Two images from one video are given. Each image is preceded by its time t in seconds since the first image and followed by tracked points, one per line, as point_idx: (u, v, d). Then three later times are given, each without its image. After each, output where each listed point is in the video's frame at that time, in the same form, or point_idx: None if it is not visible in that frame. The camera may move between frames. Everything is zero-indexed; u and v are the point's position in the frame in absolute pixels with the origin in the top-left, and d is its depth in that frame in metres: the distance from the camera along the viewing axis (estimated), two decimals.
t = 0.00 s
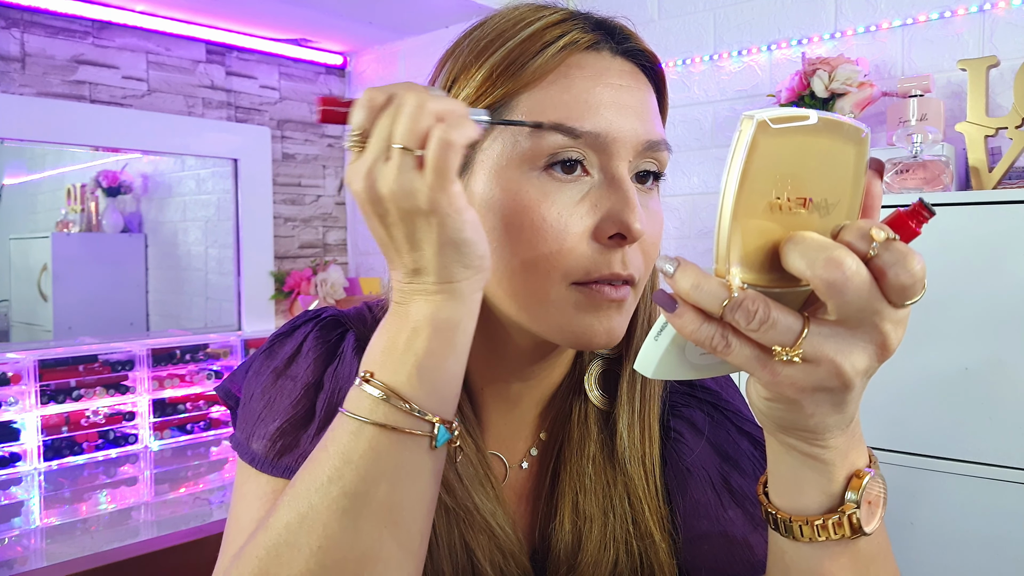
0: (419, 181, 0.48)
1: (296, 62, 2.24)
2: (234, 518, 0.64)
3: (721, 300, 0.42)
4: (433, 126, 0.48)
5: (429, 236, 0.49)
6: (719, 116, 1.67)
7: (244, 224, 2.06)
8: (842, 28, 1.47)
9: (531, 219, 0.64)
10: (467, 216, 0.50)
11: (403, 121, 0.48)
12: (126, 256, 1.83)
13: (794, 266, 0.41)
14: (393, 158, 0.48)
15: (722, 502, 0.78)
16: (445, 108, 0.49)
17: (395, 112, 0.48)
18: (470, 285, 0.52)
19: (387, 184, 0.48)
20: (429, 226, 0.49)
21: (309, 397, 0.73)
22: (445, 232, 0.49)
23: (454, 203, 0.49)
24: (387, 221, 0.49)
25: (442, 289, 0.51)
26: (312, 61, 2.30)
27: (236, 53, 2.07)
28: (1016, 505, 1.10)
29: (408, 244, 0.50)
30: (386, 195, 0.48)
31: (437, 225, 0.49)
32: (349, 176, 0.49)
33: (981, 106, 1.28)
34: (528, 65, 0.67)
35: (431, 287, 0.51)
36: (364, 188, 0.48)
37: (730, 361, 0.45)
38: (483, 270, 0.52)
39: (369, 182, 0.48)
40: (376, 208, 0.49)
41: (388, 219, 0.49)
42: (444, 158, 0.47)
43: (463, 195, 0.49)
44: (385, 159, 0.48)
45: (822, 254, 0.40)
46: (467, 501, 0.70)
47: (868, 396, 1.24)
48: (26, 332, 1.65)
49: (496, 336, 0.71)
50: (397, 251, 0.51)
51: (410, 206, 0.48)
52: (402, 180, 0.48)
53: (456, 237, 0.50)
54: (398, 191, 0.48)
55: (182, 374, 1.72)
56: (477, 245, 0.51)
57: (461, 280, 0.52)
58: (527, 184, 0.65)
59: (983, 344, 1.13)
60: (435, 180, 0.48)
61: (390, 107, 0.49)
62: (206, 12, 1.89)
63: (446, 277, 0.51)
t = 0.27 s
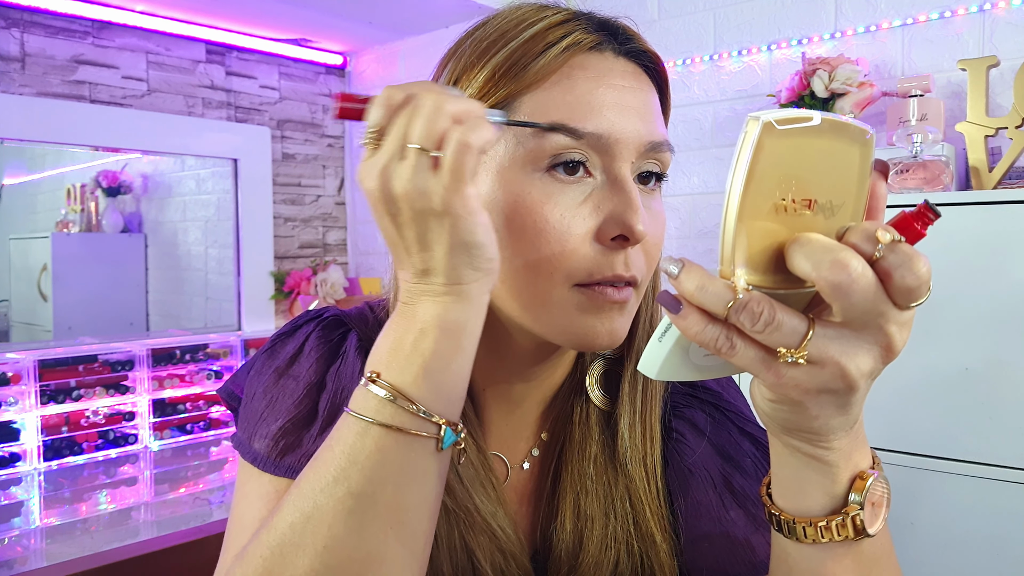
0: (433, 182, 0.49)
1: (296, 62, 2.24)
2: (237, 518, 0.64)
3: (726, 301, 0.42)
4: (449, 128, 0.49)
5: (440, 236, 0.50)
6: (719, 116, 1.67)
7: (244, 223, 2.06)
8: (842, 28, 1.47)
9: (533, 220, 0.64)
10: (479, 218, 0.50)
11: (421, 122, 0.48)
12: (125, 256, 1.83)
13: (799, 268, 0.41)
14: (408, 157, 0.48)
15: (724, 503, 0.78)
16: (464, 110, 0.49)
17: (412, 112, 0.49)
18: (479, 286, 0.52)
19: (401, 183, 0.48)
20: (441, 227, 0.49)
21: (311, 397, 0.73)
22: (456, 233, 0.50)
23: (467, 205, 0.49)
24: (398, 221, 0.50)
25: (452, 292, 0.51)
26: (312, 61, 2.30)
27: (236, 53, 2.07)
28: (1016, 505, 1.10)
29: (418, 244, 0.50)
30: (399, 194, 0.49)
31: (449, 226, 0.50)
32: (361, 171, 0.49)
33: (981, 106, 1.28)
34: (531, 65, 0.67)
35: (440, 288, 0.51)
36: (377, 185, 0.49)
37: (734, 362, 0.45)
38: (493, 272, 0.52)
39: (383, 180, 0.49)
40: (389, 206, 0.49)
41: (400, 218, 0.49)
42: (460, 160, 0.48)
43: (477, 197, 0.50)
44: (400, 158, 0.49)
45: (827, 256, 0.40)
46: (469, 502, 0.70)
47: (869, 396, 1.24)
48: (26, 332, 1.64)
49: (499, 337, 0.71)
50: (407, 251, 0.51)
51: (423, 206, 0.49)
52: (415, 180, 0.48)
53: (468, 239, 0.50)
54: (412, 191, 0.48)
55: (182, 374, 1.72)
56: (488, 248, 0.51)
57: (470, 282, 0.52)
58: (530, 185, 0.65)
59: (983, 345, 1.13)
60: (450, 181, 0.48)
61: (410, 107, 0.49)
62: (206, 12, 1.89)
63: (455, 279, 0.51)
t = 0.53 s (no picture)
0: (438, 185, 0.49)
1: (296, 62, 2.24)
2: (240, 519, 0.64)
3: (728, 302, 0.42)
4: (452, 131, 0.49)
5: (446, 240, 0.50)
6: (719, 115, 1.67)
7: (244, 223, 2.06)
8: (842, 28, 1.47)
9: (532, 219, 0.64)
10: (484, 221, 0.50)
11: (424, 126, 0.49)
12: (125, 256, 1.82)
13: (802, 268, 0.41)
14: (413, 162, 0.49)
15: (724, 502, 0.78)
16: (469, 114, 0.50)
17: (418, 117, 0.50)
18: (487, 291, 0.52)
19: (406, 189, 0.49)
20: (447, 229, 0.49)
21: (313, 399, 0.73)
22: (462, 234, 0.50)
23: (471, 208, 0.49)
24: (405, 224, 0.50)
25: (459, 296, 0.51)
26: (312, 61, 2.30)
27: (236, 53, 2.07)
28: (1016, 505, 1.10)
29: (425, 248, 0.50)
30: (404, 200, 0.49)
31: (455, 229, 0.50)
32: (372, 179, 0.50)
33: (981, 106, 1.28)
34: (533, 65, 0.67)
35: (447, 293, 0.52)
36: (386, 192, 0.49)
37: (737, 362, 0.45)
38: (500, 276, 0.53)
39: (390, 187, 0.49)
40: (396, 212, 0.50)
41: (407, 222, 0.50)
42: (462, 162, 0.48)
43: (482, 199, 0.50)
44: (406, 164, 0.49)
45: (830, 256, 0.40)
46: (469, 500, 0.70)
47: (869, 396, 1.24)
48: (25, 332, 1.64)
49: (500, 338, 0.71)
50: (416, 257, 0.51)
51: (428, 210, 0.49)
52: (420, 184, 0.49)
53: (474, 242, 0.50)
54: (416, 195, 0.48)
55: (182, 374, 1.72)
56: (494, 252, 0.51)
57: (477, 287, 0.52)
58: (529, 184, 0.65)
59: (984, 345, 1.13)
60: (453, 183, 0.49)
61: (416, 113, 0.50)
62: (206, 12, 1.89)
63: (462, 283, 0.52)
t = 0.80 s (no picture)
0: (440, 183, 0.51)
1: (296, 62, 2.24)
2: (240, 520, 0.64)
3: (725, 301, 0.42)
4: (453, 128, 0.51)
5: (451, 237, 0.52)
6: (719, 116, 1.67)
7: (244, 223, 2.06)
8: (842, 28, 1.47)
9: (533, 219, 0.63)
10: (486, 218, 0.51)
11: (427, 126, 0.51)
12: (126, 256, 1.82)
13: (799, 267, 0.41)
14: (416, 161, 0.51)
15: (723, 502, 0.77)
16: (471, 114, 0.52)
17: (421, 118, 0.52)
18: (492, 290, 0.54)
19: (410, 187, 0.51)
20: (450, 226, 0.51)
21: (314, 397, 0.73)
22: (464, 232, 0.51)
23: (473, 204, 0.51)
24: (410, 223, 0.52)
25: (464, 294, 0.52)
26: (312, 61, 2.30)
27: (236, 53, 2.07)
28: (1017, 505, 1.10)
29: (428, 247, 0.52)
30: (409, 198, 0.51)
31: (458, 227, 0.51)
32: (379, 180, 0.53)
33: (981, 106, 1.28)
34: (536, 66, 0.67)
35: (451, 291, 0.53)
36: (391, 191, 0.52)
37: (734, 361, 0.45)
38: (505, 276, 0.54)
39: (395, 187, 0.51)
40: (402, 211, 0.52)
41: (412, 221, 0.52)
42: (460, 157, 0.50)
43: (483, 196, 0.51)
44: (409, 165, 0.51)
45: (826, 255, 0.40)
46: (471, 498, 0.70)
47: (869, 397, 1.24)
48: (26, 333, 1.64)
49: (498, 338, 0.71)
50: (421, 255, 0.53)
51: (433, 207, 0.51)
52: (422, 181, 0.51)
53: (478, 239, 0.52)
54: (421, 192, 0.51)
55: (182, 374, 1.72)
56: (498, 249, 0.53)
57: (482, 285, 0.53)
58: (530, 184, 0.64)
59: (984, 345, 1.13)
60: (454, 180, 0.50)
61: (420, 113, 0.53)
62: (206, 12, 1.89)
63: (467, 281, 0.53)
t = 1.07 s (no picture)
0: (437, 181, 0.53)
1: (296, 62, 2.24)
2: (243, 519, 0.64)
3: (730, 300, 0.42)
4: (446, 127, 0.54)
5: (451, 236, 0.54)
6: (719, 116, 1.67)
7: (244, 223, 2.06)
8: (842, 28, 1.47)
9: (537, 218, 0.64)
10: (484, 214, 0.53)
11: (422, 128, 0.54)
12: (126, 256, 1.82)
13: (803, 266, 0.41)
14: (414, 162, 0.54)
15: (724, 502, 0.77)
16: (463, 112, 0.54)
17: (414, 119, 0.55)
18: (494, 287, 0.55)
19: (409, 188, 0.53)
20: (450, 224, 0.53)
21: (315, 398, 0.72)
22: (463, 229, 0.53)
23: (471, 201, 0.53)
24: (410, 223, 0.55)
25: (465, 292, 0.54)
26: (312, 61, 2.30)
27: (236, 53, 2.07)
28: (1017, 505, 1.10)
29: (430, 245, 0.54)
30: (408, 197, 0.54)
31: (457, 224, 0.53)
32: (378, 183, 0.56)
33: (981, 105, 1.28)
34: (540, 66, 0.67)
35: (454, 290, 0.54)
36: (390, 192, 0.54)
37: (738, 360, 0.45)
38: (506, 273, 0.55)
39: (394, 188, 0.54)
40: (402, 210, 0.55)
41: (412, 219, 0.54)
42: (456, 154, 0.52)
43: (480, 192, 0.53)
44: (408, 166, 0.54)
45: (831, 254, 0.40)
46: (473, 497, 0.70)
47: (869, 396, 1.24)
48: (25, 333, 1.64)
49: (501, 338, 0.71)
50: (423, 255, 0.55)
51: (431, 205, 0.53)
52: (420, 180, 0.53)
53: (477, 235, 0.53)
54: (418, 191, 0.53)
55: (182, 374, 1.72)
56: (498, 246, 0.54)
57: (483, 283, 0.55)
58: (535, 183, 0.64)
59: (984, 345, 1.13)
60: (450, 177, 0.52)
61: (414, 115, 0.55)
62: (206, 12, 1.89)
63: (469, 279, 0.54)
